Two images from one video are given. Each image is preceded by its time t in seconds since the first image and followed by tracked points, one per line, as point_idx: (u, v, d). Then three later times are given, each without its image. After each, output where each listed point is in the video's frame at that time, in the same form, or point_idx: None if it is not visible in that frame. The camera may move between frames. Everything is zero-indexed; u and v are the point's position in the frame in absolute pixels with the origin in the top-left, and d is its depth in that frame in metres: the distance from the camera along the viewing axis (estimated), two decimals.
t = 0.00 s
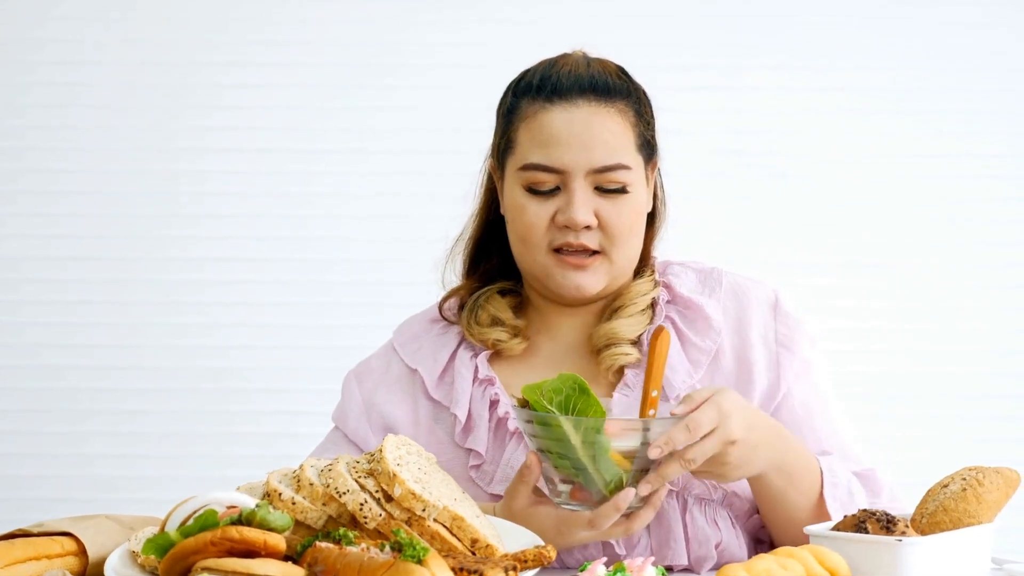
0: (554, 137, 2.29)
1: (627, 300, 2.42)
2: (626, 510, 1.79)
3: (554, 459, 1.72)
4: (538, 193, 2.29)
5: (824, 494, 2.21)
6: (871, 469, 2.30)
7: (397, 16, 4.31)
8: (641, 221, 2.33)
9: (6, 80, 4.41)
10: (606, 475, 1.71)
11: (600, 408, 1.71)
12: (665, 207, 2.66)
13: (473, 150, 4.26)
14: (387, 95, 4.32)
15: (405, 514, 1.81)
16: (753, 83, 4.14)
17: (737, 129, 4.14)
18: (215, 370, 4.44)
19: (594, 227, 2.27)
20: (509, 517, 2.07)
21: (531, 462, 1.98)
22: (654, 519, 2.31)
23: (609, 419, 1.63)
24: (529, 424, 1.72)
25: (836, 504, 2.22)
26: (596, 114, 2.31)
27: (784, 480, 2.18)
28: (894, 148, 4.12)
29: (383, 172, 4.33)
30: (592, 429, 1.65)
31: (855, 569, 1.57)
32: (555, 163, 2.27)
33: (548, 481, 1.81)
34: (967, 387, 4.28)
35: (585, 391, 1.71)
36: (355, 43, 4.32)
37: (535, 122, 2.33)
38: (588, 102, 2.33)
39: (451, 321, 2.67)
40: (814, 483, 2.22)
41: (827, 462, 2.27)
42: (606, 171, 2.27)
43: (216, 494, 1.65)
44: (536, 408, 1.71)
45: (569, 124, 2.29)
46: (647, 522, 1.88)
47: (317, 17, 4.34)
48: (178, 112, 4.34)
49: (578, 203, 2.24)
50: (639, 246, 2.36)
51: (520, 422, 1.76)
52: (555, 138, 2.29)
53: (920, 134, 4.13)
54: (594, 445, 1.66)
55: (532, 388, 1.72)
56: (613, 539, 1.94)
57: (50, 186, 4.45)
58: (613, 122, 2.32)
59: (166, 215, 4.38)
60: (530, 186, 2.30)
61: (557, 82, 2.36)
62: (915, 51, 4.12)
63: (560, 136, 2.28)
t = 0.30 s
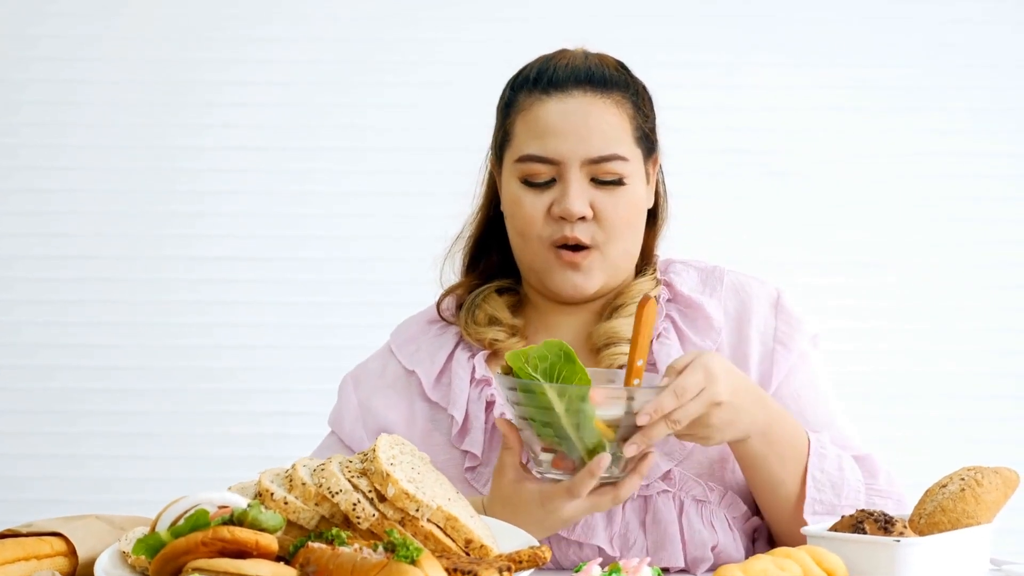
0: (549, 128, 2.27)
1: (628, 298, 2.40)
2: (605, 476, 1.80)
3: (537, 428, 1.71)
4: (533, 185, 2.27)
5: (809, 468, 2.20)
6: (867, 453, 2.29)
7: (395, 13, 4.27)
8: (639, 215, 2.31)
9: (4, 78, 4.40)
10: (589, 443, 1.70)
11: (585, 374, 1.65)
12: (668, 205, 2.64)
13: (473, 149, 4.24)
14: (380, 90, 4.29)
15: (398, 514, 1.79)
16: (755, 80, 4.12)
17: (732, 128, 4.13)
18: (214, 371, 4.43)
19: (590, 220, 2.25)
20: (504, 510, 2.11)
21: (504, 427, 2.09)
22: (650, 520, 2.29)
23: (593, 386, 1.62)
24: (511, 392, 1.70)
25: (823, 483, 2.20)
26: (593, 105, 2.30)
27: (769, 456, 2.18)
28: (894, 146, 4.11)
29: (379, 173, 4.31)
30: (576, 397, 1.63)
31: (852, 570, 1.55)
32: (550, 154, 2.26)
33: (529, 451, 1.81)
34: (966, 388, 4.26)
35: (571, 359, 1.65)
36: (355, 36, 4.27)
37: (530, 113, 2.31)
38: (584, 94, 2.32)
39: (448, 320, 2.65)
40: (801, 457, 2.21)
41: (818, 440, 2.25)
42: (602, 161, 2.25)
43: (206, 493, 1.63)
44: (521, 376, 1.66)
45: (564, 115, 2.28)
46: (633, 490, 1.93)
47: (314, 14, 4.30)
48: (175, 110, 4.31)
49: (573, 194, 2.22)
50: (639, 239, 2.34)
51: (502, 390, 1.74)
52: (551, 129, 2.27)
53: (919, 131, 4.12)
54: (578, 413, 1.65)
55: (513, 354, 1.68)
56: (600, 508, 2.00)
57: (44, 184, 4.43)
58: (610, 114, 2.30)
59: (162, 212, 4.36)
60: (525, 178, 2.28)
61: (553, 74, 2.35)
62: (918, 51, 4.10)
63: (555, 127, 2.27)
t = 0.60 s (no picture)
0: (537, 136, 2.24)
1: (623, 297, 2.39)
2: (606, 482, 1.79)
3: (539, 437, 1.71)
4: (523, 192, 2.25)
5: (811, 464, 2.18)
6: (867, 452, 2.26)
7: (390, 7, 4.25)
8: (631, 217, 2.30)
9: None
10: (593, 452, 1.70)
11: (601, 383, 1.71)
12: (662, 200, 2.62)
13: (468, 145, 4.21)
14: (377, 87, 4.27)
15: (389, 513, 1.77)
16: (757, 78, 4.11)
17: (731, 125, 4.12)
18: (211, 370, 4.41)
19: (581, 226, 2.24)
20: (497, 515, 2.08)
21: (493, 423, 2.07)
22: (643, 521, 2.28)
23: (606, 395, 1.62)
24: (515, 400, 1.69)
25: (825, 478, 2.18)
26: (582, 110, 2.26)
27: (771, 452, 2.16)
28: (896, 142, 4.07)
29: (379, 168, 4.27)
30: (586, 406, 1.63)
31: (846, 570, 1.54)
32: (539, 162, 2.23)
33: (524, 460, 1.80)
34: (965, 387, 4.24)
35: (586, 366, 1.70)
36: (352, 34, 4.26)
37: (519, 119, 2.28)
38: (573, 98, 2.28)
39: (440, 316, 2.63)
40: (802, 458, 2.18)
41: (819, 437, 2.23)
42: (592, 169, 2.22)
43: (194, 493, 1.60)
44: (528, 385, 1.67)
45: (553, 122, 2.24)
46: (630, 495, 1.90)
47: (309, 9, 4.27)
48: (169, 106, 4.29)
49: (563, 203, 2.20)
50: (632, 240, 2.33)
51: (500, 398, 1.73)
52: (540, 137, 2.24)
53: (924, 127, 4.08)
54: (586, 422, 1.65)
55: (524, 364, 1.70)
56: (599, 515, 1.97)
57: (36, 181, 4.40)
58: (600, 118, 2.27)
59: (158, 209, 4.33)
60: (514, 185, 2.26)
61: (542, 77, 2.31)
62: (919, 48, 4.07)
63: (543, 135, 2.24)
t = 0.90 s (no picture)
0: (528, 141, 2.21)
1: (615, 296, 2.38)
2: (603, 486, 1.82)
3: (538, 442, 1.72)
4: (514, 196, 2.23)
5: (799, 449, 2.17)
6: (861, 437, 2.25)
7: (390, 5, 4.23)
8: (624, 220, 2.28)
9: None
10: (592, 455, 1.73)
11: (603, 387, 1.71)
12: (656, 196, 2.61)
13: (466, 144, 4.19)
14: (379, 85, 4.24)
15: (378, 513, 1.75)
16: (752, 76, 4.10)
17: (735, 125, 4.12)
18: (208, 370, 4.38)
19: (573, 231, 2.23)
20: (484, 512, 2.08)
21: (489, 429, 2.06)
22: (636, 522, 2.26)
23: (608, 397, 1.65)
24: (513, 405, 1.71)
25: (815, 462, 2.17)
26: (573, 114, 2.24)
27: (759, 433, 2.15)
28: (896, 141, 4.06)
29: (375, 167, 4.25)
30: (588, 408, 1.66)
31: (841, 570, 1.52)
32: (530, 167, 2.20)
33: (518, 466, 1.81)
34: (965, 388, 4.23)
35: (585, 367, 1.70)
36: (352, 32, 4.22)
37: (509, 122, 2.25)
38: (564, 101, 2.25)
39: (432, 314, 2.61)
40: (790, 442, 2.17)
41: (805, 424, 2.23)
42: (585, 173, 2.20)
43: (182, 491, 1.58)
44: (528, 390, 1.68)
45: (544, 126, 2.21)
46: (626, 493, 1.90)
47: (309, 7, 4.25)
48: (164, 105, 4.27)
49: (555, 208, 2.19)
50: (625, 242, 2.31)
51: (496, 404, 1.74)
52: (530, 141, 2.21)
53: (925, 125, 4.07)
54: (588, 423, 1.67)
55: (524, 369, 1.72)
56: (595, 516, 1.95)
57: (30, 180, 4.36)
58: (592, 121, 2.25)
59: (156, 208, 4.29)
60: (505, 189, 2.24)
61: (533, 80, 2.28)
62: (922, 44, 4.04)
63: (534, 140, 2.21)
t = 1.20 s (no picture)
0: (516, 147, 2.20)
1: (608, 299, 2.36)
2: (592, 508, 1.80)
3: (532, 461, 1.71)
4: (502, 202, 2.22)
5: (785, 451, 2.17)
6: (850, 445, 2.25)
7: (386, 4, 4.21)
8: (616, 224, 2.26)
9: None
10: (584, 478, 1.72)
11: (601, 412, 1.67)
12: (649, 196, 2.59)
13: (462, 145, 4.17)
14: (378, 84, 4.22)
15: (365, 518, 1.72)
16: (752, 75, 4.08)
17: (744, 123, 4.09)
18: (202, 373, 4.35)
19: (563, 236, 2.21)
20: (473, 518, 2.05)
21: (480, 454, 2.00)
22: (627, 527, 2.24)
23: (605, 424, 1.64)
24: (509, 423, 1.70)
25: (800, 466, 2.16)
26: (561, 119, 2.22)
27: (745, 432, 2.15)
28: (896, 140, 4.05)
29: (370, 167, 4.23)
30: (584, 431, 1.64)
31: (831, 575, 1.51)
32: (518, 173, 2.19)
33: (509, 482, 1.80)
34: (964, 390, 4.20)
35: (587, 392, 1.67)
36: (348, 31, 4.20)
37: (497, 129, 2.24)
38: (552, 106, 2.23)
39: (423, 316, 2.59)
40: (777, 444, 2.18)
41: (792, 427, 2.22)
42: (574, 179, 2.18)
43: (167, 496, 1.56)
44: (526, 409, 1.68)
45: (532, 132, 2.20)
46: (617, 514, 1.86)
47: (305, 6, 4.23)
48: (158, 105, 4.24)
49: (544, 215, 2.17)
50: (616, 246, 2.30)
51: (491, 420, 1.73)
52: (518, 148, 2.19)
53: (924, 123, 4.06)
54: (583, 446, 1.66)
55: (521, 389, 1.70)
56: (584, 537, 1.90)
57: (25, 180, 4.33)
58: (580, 126, 2.23)
59: (150, 210, 4.28)
60: (493, 195, 2.23)
61: (521, 85, 2.26)
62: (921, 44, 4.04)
63: (522, 146, 2.19)
